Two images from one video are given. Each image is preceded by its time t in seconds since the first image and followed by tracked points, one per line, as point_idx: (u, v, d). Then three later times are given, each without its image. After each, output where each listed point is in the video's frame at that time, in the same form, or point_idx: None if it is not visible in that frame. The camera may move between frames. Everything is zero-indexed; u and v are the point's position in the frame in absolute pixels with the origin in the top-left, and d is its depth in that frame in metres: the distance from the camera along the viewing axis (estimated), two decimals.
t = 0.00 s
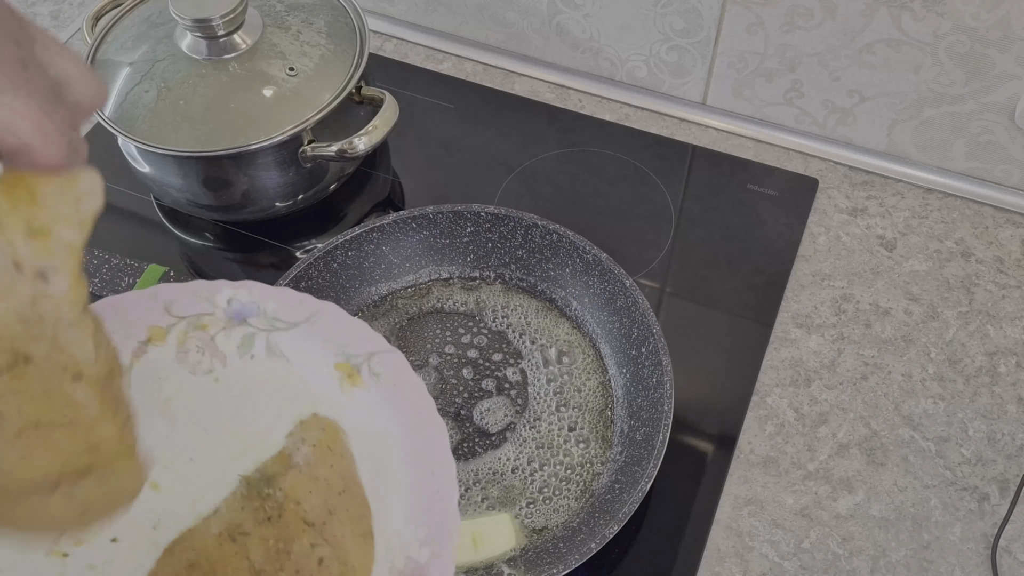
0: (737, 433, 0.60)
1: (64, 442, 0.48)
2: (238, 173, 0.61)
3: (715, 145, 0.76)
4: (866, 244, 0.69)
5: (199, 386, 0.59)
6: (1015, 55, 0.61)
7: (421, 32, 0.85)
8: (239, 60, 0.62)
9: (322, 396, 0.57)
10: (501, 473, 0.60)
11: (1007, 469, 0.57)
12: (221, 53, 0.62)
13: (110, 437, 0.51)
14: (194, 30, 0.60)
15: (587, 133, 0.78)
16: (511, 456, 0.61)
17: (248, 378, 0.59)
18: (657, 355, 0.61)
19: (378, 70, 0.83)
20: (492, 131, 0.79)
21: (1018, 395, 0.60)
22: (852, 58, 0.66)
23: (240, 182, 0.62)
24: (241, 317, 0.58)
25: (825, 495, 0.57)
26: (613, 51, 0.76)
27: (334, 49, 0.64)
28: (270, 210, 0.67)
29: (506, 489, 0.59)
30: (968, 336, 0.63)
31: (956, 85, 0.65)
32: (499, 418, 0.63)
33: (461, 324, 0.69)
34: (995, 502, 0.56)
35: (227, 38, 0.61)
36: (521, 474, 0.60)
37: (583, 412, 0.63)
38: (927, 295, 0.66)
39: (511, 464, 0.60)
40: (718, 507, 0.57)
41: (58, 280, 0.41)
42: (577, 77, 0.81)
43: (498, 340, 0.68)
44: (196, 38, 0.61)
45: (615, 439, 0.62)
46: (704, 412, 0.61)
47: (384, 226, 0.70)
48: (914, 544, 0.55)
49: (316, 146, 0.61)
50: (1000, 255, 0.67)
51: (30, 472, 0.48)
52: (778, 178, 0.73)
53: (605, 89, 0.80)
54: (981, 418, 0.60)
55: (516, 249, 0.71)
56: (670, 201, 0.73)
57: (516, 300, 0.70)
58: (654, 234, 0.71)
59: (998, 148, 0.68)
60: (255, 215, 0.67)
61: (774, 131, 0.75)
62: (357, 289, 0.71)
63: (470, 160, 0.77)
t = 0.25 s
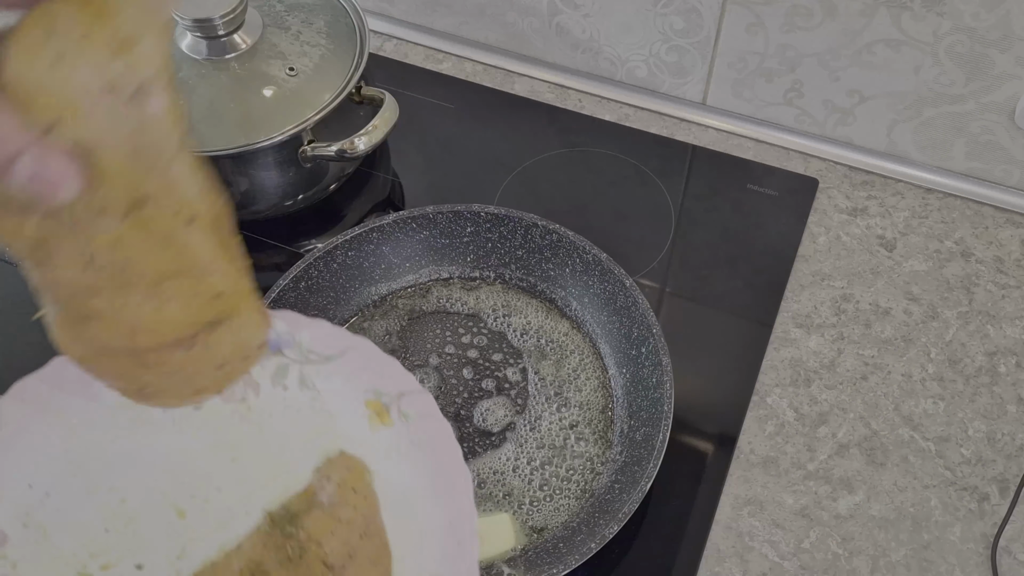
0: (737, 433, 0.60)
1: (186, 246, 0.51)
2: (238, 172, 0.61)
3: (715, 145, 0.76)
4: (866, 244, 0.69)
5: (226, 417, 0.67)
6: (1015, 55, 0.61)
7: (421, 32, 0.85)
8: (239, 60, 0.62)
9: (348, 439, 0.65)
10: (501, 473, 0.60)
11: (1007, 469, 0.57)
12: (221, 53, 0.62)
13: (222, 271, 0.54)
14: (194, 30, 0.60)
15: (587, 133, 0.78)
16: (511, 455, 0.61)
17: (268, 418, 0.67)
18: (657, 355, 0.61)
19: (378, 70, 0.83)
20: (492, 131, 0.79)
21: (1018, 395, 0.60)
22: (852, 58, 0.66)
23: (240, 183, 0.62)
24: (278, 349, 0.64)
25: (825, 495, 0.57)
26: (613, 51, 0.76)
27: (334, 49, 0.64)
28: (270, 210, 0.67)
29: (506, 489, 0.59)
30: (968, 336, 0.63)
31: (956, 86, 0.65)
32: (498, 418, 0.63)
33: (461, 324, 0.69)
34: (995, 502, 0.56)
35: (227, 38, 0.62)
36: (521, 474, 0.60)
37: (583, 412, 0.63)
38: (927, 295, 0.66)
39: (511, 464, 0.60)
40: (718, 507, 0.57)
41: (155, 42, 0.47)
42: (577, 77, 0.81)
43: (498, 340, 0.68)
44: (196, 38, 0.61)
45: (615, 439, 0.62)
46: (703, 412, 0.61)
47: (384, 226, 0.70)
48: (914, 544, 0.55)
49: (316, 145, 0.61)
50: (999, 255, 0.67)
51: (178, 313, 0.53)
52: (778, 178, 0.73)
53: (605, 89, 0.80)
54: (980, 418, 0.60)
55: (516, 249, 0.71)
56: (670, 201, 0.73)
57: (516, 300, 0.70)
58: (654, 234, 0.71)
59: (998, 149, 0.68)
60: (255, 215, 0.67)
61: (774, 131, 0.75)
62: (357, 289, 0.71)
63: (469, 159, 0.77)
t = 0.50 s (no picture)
0: (736, 433, 0.60)
1: (377, 146, 0.40)
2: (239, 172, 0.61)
3: (715, 145, 0.76)
4: (866, 244, 0.69)
5: (273, 519, 0.50)
6: (1015, 55, 0.60)
7: (421, 32, 0.85)
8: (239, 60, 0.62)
9: (388, 543, 0.47)
10: (502, 473, 0.60)
11: (1007, 469, 0.57)
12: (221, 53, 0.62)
13: (394, 163, 0.42)
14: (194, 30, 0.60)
15: (587, 133, 0.78)
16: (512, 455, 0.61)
17: (309, 523, 0.50)
18: (657, 355, 0.61)
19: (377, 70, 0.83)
20: (493, 131, 0.79)
21: (1018, 395, 0.60)
22: (853, 58, 0.66)
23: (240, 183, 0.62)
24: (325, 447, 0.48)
25: (825, 495, 0.57)
26: (613, 51, 0.76)
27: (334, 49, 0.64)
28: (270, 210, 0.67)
29: (506, 489, 0.59)
30: (968, 336, 0.63)
31: (956, 86, 0.65)
32: (498, 418, 0.63)
33: (461, 324, 0.69)
34: (995, 501, 0.56)
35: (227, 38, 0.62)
36: (521, 474, 0.60)
37: (583, 412, 0.63)
38: (927, 295, 0.66)
39: (511, 464, 0.61)
40: (718, 507, 0.57)
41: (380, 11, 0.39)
42: (577, 77, 0.81)
43: (498, 340, 0.68)
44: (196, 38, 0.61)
45: (615, 439, 0.62)
46: (703, 412, 0.61)
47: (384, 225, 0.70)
48: (914, 544, 0.55)
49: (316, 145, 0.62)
50: (999, 255, 0.67)
51: (370, 214, 0.41)
52: (778, 178, 0.73)
53: (605, 89, 0.80)
54: (980, 418, 0.59)
55: (516, 249, 0.71)
56: (670, 201, 0.73)
57: (516, 300, 0.70)
58: (654, 234, 0.71)
59: (998, 148, 0.68)
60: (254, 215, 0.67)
61: (774, 131, 0.75)
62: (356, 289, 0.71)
63: (469, 159, 0.77)
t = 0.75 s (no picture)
0: (736, 433, 0.60)
1: (505, 210, 0.47)
2: (239, 172, 0.61)
3: (715, 145, 0.76)
4: (866, 244, 0.69)
5: None
6: (1015, 55, 0.60)
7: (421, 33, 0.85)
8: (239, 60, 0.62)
9: None
10: (502, 473, 0.60)
11: (1007, 469, 0.57)
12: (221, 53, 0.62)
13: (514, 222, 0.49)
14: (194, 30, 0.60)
15: (587, 133, 0.78)
16: (513, 455, 0.61)
17: None
18: (657, 354, 0.61)
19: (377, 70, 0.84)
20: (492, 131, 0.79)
21: (1019, 395, 0.60)
22: (852, 58, 0.66)
23: (240, 183, 0.62)
24: (351, 510, 0.48)
25: (825, 495, 0.57)
26: (613, 51, 0.76)
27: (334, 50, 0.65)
28: (270, 210, 0.67)
29: (507, 490, 0.59)
30: (968, 335, 0.63)
31: (956, 86, 0.65)
32: (498, 419, 0.63)
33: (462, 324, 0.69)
34: (995, 502, 0.56)
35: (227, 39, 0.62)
36: (522, 474, 0.60)
37: (583, 413, 0.63)
38: (927, 295, 0.66)
39: (512, 464, 0.61)
40: (718, 507, 0.57)
41: (520, 107, 0.46)
42: (577, 77, 0.81)
43: (498, 341, 0.68)
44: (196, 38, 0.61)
45: (616, 439, 0.62)
46: (703, 413, 0.61)
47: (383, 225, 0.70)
48: (914, 544, 0.55)
49: (316, 146, 0.62)
50: (999, 255, 0.67)
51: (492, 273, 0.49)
52: (778, 179, 0.73)
53: (605, 89, 0.80)
54: (980, 418, 0.59)
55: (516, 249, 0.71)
56: (670, 201, 0.73)
57: (515, 300, 0.70)
58: (654, 235, 0.71)
59: (998, 148, 0.68)
60: (254, 215, 0.67)
61: (774, 131, 0.76)
62: (356, 289, 0.71)
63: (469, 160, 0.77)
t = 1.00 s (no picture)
0: (736, 433, 0.60)
1: (569, 357, 0.52)
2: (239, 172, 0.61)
3: (715, 145, 0.76)
4: (866, 244, 0.69)
5: None
6: (1015, 55, 0.60)
7: (421, 32, 0.85)
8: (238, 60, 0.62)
9: None
10: (502, 473, 0.60)
11: (1007, 469, 0.57)
12: (221, 53, 0.62)
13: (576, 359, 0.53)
14: (194, 30, 0.60)
15: (588, 133, 0.78)
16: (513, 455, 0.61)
17: None
18: (657, 354, 0.61)
19: (377, 70, 0.84)
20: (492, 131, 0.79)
21: (1019, 395, 0.60)
22: (852, 58, 0.66)
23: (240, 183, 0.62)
24: (367, 558, 0.50)
25: (825, 495, 0.57)
26: (613, 51, 0.76)
27: (334, 50, 0.65)
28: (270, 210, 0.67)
29: (507, 490, 0.59)
30: (968, 336, 0.63)
31: (956, 86, 0.65)
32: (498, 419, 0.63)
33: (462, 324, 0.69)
34: (995, 502, 0.56)
35: (227, 38, 0.62)
36: (521, 474, 0.60)
37: (583, 413, 0.63)
38: (927, 295, 0.66)
39: (512, 464, 0.61)
40: (718, 508, 0.57)
41: (602, 269, 0.49)
42: (577, 78, 0.81)
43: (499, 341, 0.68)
44: (196, 38, 0.61)
45: (616, 439, 0.62)
46: (704, 414, 0.61)
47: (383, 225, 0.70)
48: (914, 544, 0.55)
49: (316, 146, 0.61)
50: (999, 255, 0.67)
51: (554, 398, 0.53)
52: (778, 179, 0.73)
53: (605, 89, 0.80)
54: (980, 418, 0.59)
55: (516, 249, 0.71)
56: (670, 201, 0.73)
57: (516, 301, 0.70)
58: (654, 235, 0.71)
59: (998, 149, 0.68)
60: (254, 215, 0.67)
61: (774, 131, 0.76)
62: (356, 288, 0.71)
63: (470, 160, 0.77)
